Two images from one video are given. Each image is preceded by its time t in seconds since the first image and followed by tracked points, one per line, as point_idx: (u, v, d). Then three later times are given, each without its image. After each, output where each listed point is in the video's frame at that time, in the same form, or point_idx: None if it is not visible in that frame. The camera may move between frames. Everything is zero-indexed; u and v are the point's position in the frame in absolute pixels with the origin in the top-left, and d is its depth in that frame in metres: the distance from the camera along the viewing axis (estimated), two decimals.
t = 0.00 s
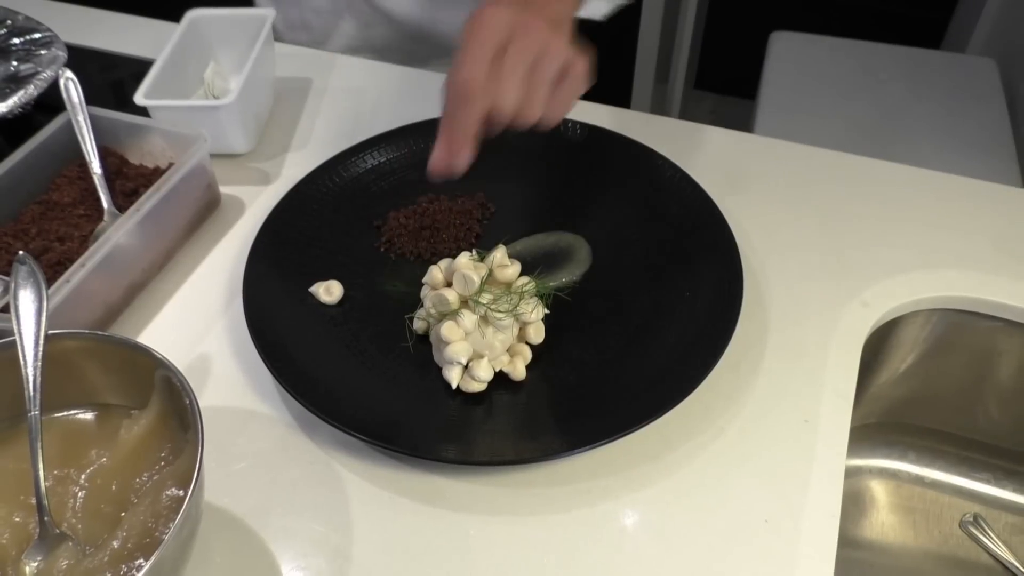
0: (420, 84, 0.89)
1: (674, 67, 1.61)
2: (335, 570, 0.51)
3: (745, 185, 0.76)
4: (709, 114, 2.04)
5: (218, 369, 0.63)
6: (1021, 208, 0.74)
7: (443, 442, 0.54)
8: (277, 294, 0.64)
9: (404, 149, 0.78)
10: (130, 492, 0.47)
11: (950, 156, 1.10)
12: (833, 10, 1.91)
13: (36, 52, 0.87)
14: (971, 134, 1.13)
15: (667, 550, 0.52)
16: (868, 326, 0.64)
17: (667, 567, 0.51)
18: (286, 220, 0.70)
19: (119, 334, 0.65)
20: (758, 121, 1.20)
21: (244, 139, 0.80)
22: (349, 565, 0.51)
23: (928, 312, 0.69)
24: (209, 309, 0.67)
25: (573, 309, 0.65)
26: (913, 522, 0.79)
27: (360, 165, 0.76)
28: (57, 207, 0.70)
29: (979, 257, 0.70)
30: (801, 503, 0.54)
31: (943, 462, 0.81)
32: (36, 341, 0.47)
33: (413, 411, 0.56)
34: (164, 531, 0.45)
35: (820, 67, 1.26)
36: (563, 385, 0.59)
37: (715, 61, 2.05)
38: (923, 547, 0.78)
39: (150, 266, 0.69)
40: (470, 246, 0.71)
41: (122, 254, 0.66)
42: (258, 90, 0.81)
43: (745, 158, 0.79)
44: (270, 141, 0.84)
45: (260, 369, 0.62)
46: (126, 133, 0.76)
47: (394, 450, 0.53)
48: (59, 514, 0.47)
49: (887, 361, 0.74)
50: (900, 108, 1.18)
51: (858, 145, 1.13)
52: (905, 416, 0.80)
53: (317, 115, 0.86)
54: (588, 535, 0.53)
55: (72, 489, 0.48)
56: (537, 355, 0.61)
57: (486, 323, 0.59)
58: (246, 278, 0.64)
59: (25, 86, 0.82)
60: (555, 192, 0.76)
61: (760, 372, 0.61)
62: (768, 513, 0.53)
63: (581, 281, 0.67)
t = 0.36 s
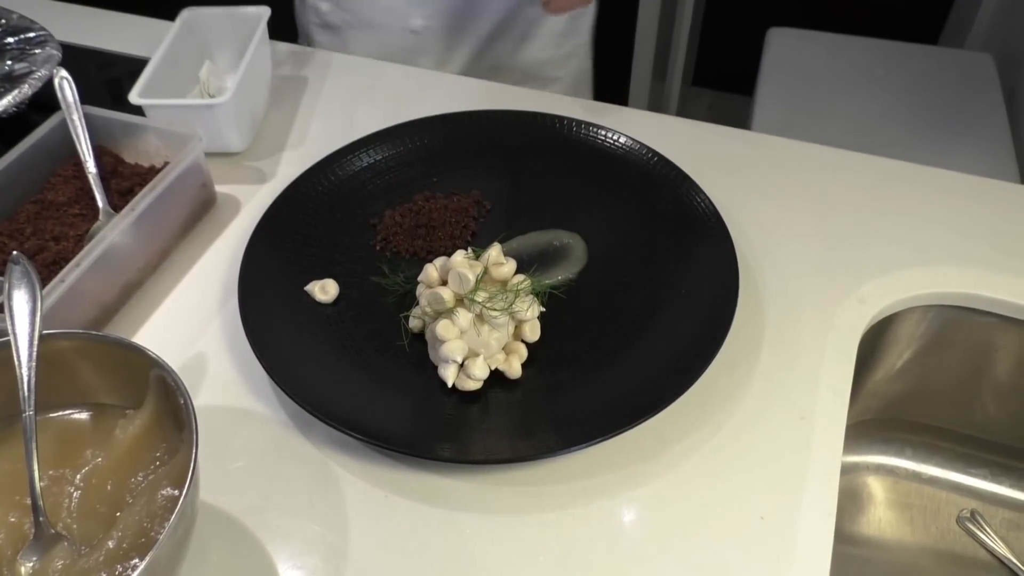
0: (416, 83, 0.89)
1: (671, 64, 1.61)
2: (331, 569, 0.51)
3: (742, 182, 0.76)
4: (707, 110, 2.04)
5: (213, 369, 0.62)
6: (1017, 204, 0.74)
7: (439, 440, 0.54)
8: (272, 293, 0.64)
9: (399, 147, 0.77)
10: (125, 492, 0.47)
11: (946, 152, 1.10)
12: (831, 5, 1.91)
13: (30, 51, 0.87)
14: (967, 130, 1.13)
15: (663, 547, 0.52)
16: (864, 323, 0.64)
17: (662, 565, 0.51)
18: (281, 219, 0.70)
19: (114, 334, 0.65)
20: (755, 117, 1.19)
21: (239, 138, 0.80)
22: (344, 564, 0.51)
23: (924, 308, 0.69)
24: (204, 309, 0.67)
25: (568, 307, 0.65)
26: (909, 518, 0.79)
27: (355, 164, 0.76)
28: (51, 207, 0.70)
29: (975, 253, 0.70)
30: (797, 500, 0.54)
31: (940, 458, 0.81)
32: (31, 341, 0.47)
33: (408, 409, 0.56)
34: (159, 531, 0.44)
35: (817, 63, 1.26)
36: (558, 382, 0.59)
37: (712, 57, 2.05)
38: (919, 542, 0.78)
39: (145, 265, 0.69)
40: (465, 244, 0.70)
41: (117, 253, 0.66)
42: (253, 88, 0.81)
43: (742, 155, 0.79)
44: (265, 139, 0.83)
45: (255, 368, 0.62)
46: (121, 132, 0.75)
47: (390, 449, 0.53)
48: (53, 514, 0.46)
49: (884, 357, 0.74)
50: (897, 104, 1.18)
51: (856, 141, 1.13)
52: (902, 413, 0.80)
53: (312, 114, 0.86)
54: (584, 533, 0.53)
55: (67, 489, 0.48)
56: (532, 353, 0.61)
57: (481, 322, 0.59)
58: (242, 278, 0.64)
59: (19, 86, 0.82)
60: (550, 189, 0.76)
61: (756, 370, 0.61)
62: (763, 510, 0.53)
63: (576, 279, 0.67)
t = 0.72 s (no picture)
0: (414, 80, 0.89)
1: (669, 61, 1.61)
2: (330, 566, 0.51)
3: (739, 178, 0.76)
4: (705, 107, 2.04)
5: (213, 367, 0.63)
6: (1015, 200, 0.74)
7: (438, 438, 0.54)
8: (271, 291, 0.64)
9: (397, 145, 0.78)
10: (125, 490, 0.47)
11: (943, 148, 1.10)
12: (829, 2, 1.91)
13: (28, 50, 0.87)
14: (965, 126, 1.13)
15: (661, 543, 0.52)
16: (861, 319, 0.64)
17: (661, 560, 0.51)
18: (280, 218, 0.70)
19: (113, 332, 0.65)
20: (753, 114, 1.20)
21: (237, 136, 0.80)
22: (344, 561, 0.51)
23: (921, 304, 0.69)
24: (202, 307, 0.67)
25: (567, 303, 0.65)
26: (907, 513, 0.79)
27: (353, 162, 0.76)
28: (50, 206, 0.70)
29: (972, 249, 0.70)
30: (795, 495, 0.54)
31: (938, 453, 0.81)
32: (30, 340, 0.47)
33: (407, 406, 0.56)
34: (158, 528, 0.45)
35: (814, 60, 1.26)
36: (557, 379, 0.59)
37: (711, 54, 2.05)
38: (917, 537, 0.78)
39: (144, 263, 0.69)
40: (464, 241, 0.70)
41: (116, 252, 0.66)
42: (251, 87, 0.81)
43: (739, 152, 0.79)
44: (263, 138, 0.83)
45: (254, 366, 0.63)
46: (119, 131, 0.75)
47: (389, 446, 0.53)
48: (53, 512, 0.47)
49: (881, 353, 0.74)
50: (895, 100, 1.18)
51: (854, 138, 1.13)
52: (899, 409, 0.80)
53: (310, 112, 0.86)
54: (582, 529, 0.53)
55: (66, 488, 0.48)
56: (530, 350, 0.61)
57: (479, 319, 0.59)
58: (240, 276, 0.64)
59: (17, 85, 0.81)
60: (548, 186, 0.76)
61: (754, 366, 0.61)
62: (761, 506, 0.53)
63: (575, 276, 0.67)
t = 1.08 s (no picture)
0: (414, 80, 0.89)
1: (668, 61, 1.62)
2: (330, 563, 0.51)
3: (739, 177, 0.77)
4: (703, 107, 2.04)
5: (213, 365, 0.63)
6: (1013, 199, 0.74)
7: (438, 435, 0.54)
8: (271, 289, 0.64)
9: (397, 144, 0.78)
10: (125, 487, 0.48)
11: (942, 146, 1.10)
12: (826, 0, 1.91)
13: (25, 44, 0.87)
14: (963, 124, 1.13)
15: (661, 541, 0.52)
16: (860, 317, 0.65)
17: (661, 558, 0.51)
18: (280, 217, 0.70)
19: (114, 330, 0.66)
20: (752, 113, 1.20)
21: (237, 134, 0.80)
22: (344, 559, 0.52)
23: (920, 303, 0.69)
24: (202, 305, 0.67)
25: (566, 302, 0.65)
26: (905, 512, 0.80)
27: (353, 161, 0.76)
28: (50, 204, 0.70)
29: (970, 248, 0.70)
30: (794, 493, 0.54)
31: (936, 452, 0.81)
32: (31, 337, 0.47)
33: (407, 404, 0.57)
34: (159, 525, 0.45)
35: (812, 59, 1.26)
36: (556, 377, 0.59)
37: (710, 53, 2.05)
38: (915, 535, 0.78)
39: (144, 261, 0.69)
40: (463, 240, 0.71)
41: (116, 250, 0.66)
42: (251, 86, 0.81)
43: (738, 151, 0.79)
44: (263, 136, 0.84)
45: (254, 365, 0.63)
46: (119, 129, 0.75)
47: (389, 444, 0.53)
48: (54, 509, 0.47)
49: (880, 351, 0.74)
50: (894, 100, 1.18)
51: (852, 137, 1.13)
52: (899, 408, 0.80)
53: (310, 110, 0.86)
54: (582, 525, 0.53)
55: (67, 485, 0.48)
56: (530, 348, 0.61)
57: (479, 317, 0.59)
58: (240, 275, 0.64)
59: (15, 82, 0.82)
60: (547, 184, 0.76)
61: (753, 364, 0.62)
62: (761, 503, 0.54)
63: (574, 274, 0.67)
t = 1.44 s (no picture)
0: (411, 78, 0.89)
1: (666, 60, 1.62)
2: (327, 560, 0.51)
3: (736, 175, 0.77)
4: (702, 106, 2.04)
5: (209, 362, 0.63)
6: (1009, 196, 0.74)
7: (435, 433, 0.54)
8: (267, 287, 0.64)
9: (394, 142, 0.78)
10: (121, 484, 0.48)
11: (940, 145, 1.10)
12: None
13: (24, 47, 0.87)
14: (961, 123, 1.13)
15: (657, 538, 0.52)
16: (856, 314, 0.65)
17: (657, 555, 0.51)
18: (276, 215, 0.70)
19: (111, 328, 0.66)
20: (749, 112, 1.20)
21: (234, 132, 0.80)
22: (341, 555, 0.52)
23: (917, 300, 0.69)
24: (199, 303, 0.67)
25: (563, 299, 0.65)
26: (902, 509, 0.80)
27: (351, 159, 0.76)
28: (47, 202, 0.70)
29: (966, 245, 0.70)
30: (790, 490, 0.54)
31: (933, 449, 0.81)
32: (26, 334, 0.47)
33: (404, 402, 0.57)
34: (154, 522, 0.45)
35: (810, 58, 1.26)
36: (553, 374, 0.59)
37: (708, 51, 2.05)
38: (912, 533, 0.79)
39: (141, 259, 0.69)
40: (460, 237, 0.71)
41: (113, 248, 0.66)
42: (248, 83, 0.81)
43: (735, 148, 0.80)
44: (261, 134, 0.84)
45: (251, 362, 0.63)
46: (116, 127, 0.75)
47: (385, 441, 0.53)
48: (50, 506, 0.47)
49: (877, 349, 0.74)
50: (891, 98, 1.18)
51: (849, 135, 1.13)
52: (896, 406, 0.80)
53: (307, 108, 0.86)
54: (578, 522, 0.53)
55: (63, 482, 0.48)
56: (527, 345, 0.61)
57: (475, 314, 0.59)
58: (237, 272, 0.64)
59: (13, 82, 0.82)
60: (544, 182, 0.76)
61: (749, 361, 0.62)
62: (757, 500, 0.54)
63: (571, 272, 0.67)
